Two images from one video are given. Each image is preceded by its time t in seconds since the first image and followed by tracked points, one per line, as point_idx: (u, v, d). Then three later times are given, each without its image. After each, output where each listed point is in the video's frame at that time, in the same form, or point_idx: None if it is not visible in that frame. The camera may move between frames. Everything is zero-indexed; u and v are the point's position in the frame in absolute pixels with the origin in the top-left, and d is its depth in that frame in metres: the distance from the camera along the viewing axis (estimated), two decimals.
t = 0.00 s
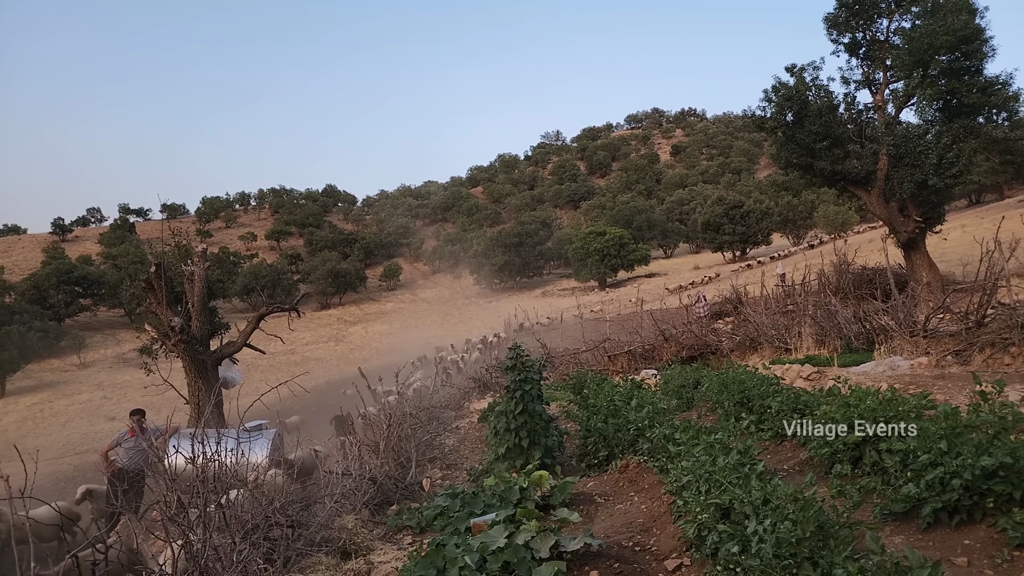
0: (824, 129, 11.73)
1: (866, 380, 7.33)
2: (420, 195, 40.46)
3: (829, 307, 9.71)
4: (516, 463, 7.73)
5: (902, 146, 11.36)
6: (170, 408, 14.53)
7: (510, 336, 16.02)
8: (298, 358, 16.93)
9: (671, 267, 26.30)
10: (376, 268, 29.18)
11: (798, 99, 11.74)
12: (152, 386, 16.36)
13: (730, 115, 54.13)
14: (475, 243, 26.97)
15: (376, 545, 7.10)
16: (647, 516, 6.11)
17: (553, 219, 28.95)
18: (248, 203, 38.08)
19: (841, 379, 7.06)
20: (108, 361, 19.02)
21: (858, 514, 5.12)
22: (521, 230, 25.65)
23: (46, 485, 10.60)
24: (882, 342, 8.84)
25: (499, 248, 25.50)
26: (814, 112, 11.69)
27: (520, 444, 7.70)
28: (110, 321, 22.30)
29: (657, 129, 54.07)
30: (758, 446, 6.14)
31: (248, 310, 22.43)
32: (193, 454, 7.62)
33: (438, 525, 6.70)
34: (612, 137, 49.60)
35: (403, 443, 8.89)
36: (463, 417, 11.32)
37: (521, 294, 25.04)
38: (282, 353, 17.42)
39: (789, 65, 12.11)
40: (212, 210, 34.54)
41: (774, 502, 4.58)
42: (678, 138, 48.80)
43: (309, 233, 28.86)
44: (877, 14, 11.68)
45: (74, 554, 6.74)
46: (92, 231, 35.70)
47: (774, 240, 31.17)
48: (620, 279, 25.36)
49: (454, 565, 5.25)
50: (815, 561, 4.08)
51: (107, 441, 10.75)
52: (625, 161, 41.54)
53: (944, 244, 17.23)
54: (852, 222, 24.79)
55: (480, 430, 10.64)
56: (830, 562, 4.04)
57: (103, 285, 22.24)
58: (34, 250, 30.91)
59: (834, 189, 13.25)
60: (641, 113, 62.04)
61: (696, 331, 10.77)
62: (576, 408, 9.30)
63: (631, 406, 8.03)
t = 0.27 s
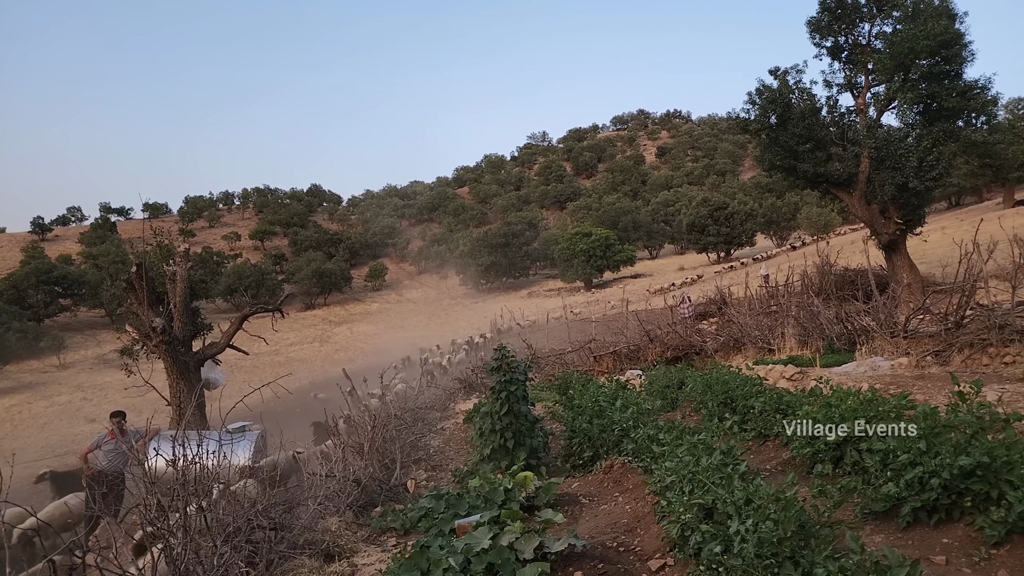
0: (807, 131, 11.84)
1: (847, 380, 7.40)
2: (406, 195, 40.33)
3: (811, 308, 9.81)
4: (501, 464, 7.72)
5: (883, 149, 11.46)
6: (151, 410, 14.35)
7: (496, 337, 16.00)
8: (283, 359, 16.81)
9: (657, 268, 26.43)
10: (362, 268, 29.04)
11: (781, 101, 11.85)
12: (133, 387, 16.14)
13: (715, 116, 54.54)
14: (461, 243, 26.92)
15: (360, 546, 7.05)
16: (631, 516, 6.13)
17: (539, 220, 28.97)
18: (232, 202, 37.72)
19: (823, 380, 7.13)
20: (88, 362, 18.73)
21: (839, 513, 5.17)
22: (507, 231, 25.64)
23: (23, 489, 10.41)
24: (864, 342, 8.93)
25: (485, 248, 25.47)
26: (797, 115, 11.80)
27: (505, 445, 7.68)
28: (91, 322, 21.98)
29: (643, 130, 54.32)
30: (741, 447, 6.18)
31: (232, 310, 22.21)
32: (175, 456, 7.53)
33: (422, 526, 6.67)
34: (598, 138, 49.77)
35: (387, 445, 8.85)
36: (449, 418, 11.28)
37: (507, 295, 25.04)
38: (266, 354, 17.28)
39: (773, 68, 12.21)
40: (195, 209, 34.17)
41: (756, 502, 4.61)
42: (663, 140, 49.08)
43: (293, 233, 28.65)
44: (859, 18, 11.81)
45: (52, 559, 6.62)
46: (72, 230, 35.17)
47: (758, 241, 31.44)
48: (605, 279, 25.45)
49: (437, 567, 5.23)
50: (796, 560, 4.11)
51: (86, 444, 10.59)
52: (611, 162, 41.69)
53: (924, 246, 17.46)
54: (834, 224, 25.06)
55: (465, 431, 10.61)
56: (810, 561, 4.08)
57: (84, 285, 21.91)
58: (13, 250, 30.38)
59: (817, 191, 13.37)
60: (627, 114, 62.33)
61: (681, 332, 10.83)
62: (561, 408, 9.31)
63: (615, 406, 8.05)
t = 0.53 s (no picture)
0: (790, 134, 11.94)
1: (828, 381, 7.47)
2: (392, 195, 40.16)
3: (794, 309, 9.89)
4: (486, 465, 7.70)
5: (865, 152, 11.58)
6: (132, 411, 14.15)
7: (481, 338, 15.97)
8: (266, 360, 16.66)
9: (642, 268, 26.53)
10: (347, 268, 28.87)
11: (765, 104, 11.94)
12: (113, 388, 15.91)
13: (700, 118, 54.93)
14: (446, 243, 26.86)
15: (342, 548, 7.01)
16: (615, 517, 6.14)
17: (525, 221, 28.98)
18: (216, 202, 37.36)
19: (804, 381, 7.19)
20: (67, 363, 18.44)
21: (819, 513, 5.22)
22: (493, 231, 25.61)
23: None
24: (845, 343, 9.02)
25: (471, 249, 25.42)
26: (780, 117, 11.90)
27: (490, 446, 7.67)
28: (70, 322, 21.65)
29: (628, 132, 54.55)
30: (723, 447, 6.21)
31: (214, 311, 21.99)
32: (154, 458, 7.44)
33: (405, 528, 6.64)
34: (584, 139, 49.92)
35: (371, 446, 8.80)
36: (433, 419, 11.23)
37: (492, 296, 25.01)
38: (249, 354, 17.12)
39: (756, 71, 12.30)
40: (177, 208, 33.79)
41: (738, 502, 4.63)
42: (649, 141, 49.31)
43: (277, 233, 28.41)
44: (841, 22, 11.94)
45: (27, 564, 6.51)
46: (52, 229, 34.62)
47: (742, 243, 31.68)
48: (591, 280, 25.51)
49: (420, 569, 5.20)
50: (776, 560, 4.14)
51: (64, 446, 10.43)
52: (597, 163, 41.82)
53: (905, 248, 17.68)
54: (817, 226, 25.29)
55: (450, 432, 10.55)
56: (790, 561, 4.11)
57: (63, 285, 21.58)
58: None
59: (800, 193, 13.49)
60: (612, 116, 62.58)
61: (666, 332, 10.88)
62: (546, 409, 9.30)
63: (599, 407, 8.06)
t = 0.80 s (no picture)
0: (772, 137, 12.03)
1: (808, 382, 7.53)
2: (376, 195, 39.96)
3: (775, 310, 9.96)
4: (468, 466, 7.67)
5: (845, 155, 11.76)
6: (111, 413, 13.93)
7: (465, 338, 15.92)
8: (248, 361, 16.49)
9: (626, 269, 26.63)
10: (331, 268, 28.68)
11: (748, 107, 12.02)
12: (92, 389, 15.66)
13: (683, 120, 55.30)
14: (431, 243, 26.77)
15: (323, 551, 6.94)
16: (597, 518, 6.15)
17: (510, 221, 28.96)
18: (197, 200, 36.94)
19: (785, 382, 7.24)
20: (44, 364, 18.11)
21: (798, 513, 5.25)
22: (478, 232, 25.58)
23: None
24: (825, 344, 9.10)
25: (456, 249, 25.35)
26: (763, 120, 11.99)
27: (473, 447, 7.64)
28: (48, 322, 21.27)
29: (613, 133, 54.78)
30: (704, 448, 6.24)
31: (196, 311, 21.72)
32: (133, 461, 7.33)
33: (387, 530, 6.58)
34: (569, 140, 50.04)
35: (353, 448, 8.73)
36: (417, 420, 11.17)
37: (477, 296, 24.98)
38: (231, 355, 16.94)
39: (739, 74, 12.39)
40: (158, 207, 33.36)
41: (718, 503, 4.65)
42: (633, 143, 49.55)
43: (260, 232, 28.15)
44: (823, 26, 12.06)
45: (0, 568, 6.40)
46: (29, 228, 34.02)
47: (725, 244, 31.92)
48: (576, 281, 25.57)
49: (401, 571, 5.16)
50: (755, 561, 4.16)
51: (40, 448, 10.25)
52: (582, 164, 41.93)
53: (884, 250, 17.92)
54: (798, 227, 25.54)
55: (433, 433, 10.49)
56: (769, 561, 4.13)
57: (40, 284, 21.20)
58: None
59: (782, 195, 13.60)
60: (597, 117, 62.81)
61: (649, 333, 10.93)
62: (529, 410, 9.29)
63: (582, 408, 8.06)
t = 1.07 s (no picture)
0: (753, 139, 12.14)
1: (788, 382, 7.59)
2: (359, 194, 39.73)
3: (756, 310, 10.04)
4: (450, 467, 7.64)
5: (824, 158, 11.84)
6: (86, 415, 13.68)
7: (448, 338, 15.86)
8: (228, 361, 16.30)
9: (609, 270, 26.72)
10: (313, 268, 28.45)
11: (729, 109, 12.11)
12: (67, 391, 15.38)
13: (666, 122, 55.63)
14: (414, 243, 26.67)
15: (303, 555, 6.87)
16: (578, 518, 6.15)
17: (494, 221, 28.93)
18: (177, 199, 36.46)
19: (765, 382, 7.28)
20: (18, 365, 17.74)
21: (777, 513, 5.30)
22: (462, 232, 25.54)
23: None
24: (804, 344, 9.20)
25: (439, 249, 25.28)
26: (744, 122, 12.09)
27: (454, 448, 7.61)
28: (22, 323, 20.85)
29: (596, 134, 54.98)
30: (685, 448, 6.27)
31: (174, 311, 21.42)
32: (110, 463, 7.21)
33: (367, 532, 6.53)
34: (553, 141, 50.10)
35: (334, 449, 8.66)
36: (399, 421, 11.11)
37: (460, 296, 24.93)
38: (211, 355, 16.75)
39: (721, 76, 12.48)
40: (136, 206, 32.88)
41: (698, 503, 4.67)
42: (616, 144, 49.75)
43: (241, 232, 27.84)
44: (803, 30, 12.19)
45: None
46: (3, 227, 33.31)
47: (707, 245, 32.15)
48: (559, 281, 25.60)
49: (381, 574, 5.13)
50: (734, 560, 4.19)
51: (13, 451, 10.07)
52: (565, 165, 42.02)
53: (862, 252, 18.17)
54: (779, 229, 25.80)
55: (415, 434, 10.43)
56: (748, 560, 4.16)
57: (14, 284, 20.76)
58: None
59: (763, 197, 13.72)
60: (581, 118, 63.00)
61: (631, 333, 10.97)
62: (512, 411, 9.27)
63: (564, 409, 8.05)
